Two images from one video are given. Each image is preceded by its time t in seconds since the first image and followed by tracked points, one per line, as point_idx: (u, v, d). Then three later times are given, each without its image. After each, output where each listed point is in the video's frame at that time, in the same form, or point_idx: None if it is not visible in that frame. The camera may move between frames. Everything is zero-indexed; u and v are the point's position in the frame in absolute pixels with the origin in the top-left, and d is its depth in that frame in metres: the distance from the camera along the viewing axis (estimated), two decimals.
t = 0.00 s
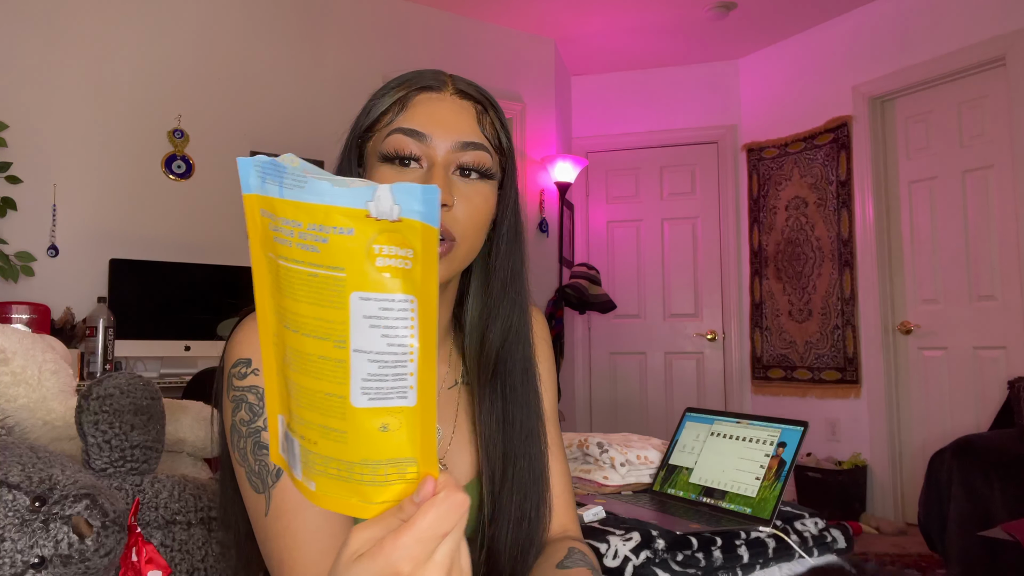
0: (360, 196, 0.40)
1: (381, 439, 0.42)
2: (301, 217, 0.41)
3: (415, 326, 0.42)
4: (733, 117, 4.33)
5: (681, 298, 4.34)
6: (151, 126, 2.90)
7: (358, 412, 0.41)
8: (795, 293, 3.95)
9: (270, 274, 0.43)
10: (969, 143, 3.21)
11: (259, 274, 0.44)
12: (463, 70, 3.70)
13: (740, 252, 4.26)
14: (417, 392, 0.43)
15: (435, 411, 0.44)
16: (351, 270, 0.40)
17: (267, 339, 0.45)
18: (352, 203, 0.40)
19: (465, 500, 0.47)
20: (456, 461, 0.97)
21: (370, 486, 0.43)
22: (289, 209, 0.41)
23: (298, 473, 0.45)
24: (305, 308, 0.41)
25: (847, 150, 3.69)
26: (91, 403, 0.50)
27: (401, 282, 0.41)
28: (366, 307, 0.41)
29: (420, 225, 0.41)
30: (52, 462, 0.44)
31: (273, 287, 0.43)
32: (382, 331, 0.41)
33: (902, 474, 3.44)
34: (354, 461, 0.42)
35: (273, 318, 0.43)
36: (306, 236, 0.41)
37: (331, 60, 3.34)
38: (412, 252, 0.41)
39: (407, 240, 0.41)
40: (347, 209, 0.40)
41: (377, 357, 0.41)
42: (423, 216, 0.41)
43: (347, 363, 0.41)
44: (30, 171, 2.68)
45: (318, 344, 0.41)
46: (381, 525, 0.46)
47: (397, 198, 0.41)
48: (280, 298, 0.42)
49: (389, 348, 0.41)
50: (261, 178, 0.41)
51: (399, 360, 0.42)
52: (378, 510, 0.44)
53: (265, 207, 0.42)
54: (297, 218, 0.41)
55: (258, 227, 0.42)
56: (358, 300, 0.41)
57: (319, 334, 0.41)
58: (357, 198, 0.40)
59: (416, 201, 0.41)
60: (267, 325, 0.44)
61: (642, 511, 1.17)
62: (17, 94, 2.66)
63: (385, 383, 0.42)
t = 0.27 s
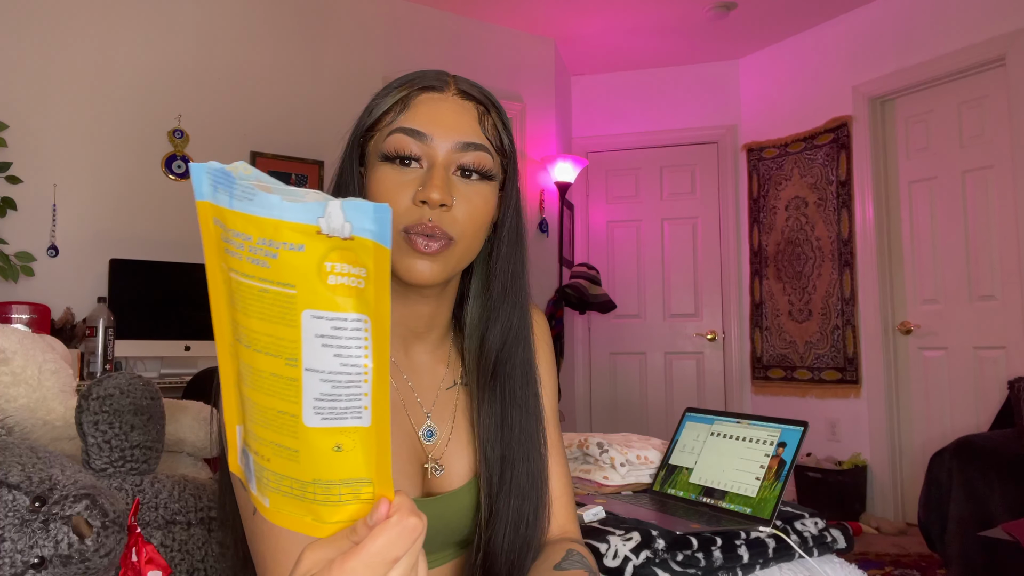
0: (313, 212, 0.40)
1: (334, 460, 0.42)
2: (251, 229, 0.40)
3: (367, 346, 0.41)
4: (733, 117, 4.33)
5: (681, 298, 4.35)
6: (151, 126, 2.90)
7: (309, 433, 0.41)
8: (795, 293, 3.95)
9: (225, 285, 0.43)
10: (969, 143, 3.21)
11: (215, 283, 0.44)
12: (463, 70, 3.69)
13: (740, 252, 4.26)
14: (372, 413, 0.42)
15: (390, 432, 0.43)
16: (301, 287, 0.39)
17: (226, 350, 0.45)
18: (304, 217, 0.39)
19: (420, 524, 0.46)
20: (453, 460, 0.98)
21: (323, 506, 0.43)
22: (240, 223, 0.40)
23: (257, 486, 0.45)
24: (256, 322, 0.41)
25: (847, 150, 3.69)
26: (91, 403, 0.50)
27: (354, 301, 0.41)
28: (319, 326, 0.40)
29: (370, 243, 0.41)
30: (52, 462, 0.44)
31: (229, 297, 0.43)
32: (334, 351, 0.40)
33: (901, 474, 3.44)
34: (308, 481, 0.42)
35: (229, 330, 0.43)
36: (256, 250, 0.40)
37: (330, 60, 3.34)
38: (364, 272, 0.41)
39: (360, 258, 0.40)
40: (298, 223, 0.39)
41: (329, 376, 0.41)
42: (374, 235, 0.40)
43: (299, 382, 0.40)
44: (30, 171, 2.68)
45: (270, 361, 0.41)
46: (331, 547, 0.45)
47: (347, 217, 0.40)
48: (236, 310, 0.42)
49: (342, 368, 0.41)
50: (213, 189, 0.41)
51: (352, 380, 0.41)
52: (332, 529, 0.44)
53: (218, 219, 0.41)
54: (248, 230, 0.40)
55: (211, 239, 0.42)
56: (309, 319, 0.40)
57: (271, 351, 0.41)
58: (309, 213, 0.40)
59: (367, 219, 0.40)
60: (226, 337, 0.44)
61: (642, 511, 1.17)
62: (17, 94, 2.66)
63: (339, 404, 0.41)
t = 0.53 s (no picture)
0: (280, 221, 0.41)
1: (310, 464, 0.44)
2: (219, 238, 0.41)
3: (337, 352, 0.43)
4: (733, 117, 4.33)
5: (681, 298, 4.35)
6: (151, 126, 2.90)
7: (285, 439, 0.43)
8: (795, 293, 3.95)
9: (198, 293, 0.44)
10: (968, 143, 3.21)
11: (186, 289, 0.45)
12: (462, 70, 3.70)
13: (739, 252, 4.26)
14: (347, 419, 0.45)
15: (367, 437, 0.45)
16: (272, 297, 0.42)
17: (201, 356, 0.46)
18: (272, 227, 0.41)
19: (398, 528, 0.48)
20: (450, 461, 0.98)
21: (302, 511, 0.46)
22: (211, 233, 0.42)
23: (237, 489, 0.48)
24: (229, 331, 0.42)
25: (847, 150, 3.69)
26: (91, 403, 0.50)
27: (325, 311, 0.43)
28: (290, 335, 0.42)
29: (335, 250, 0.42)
30: (52, 462, 0.44)
31: (203, 308, 0.44)
32: (307, 359, 0.43)
33: (902, 474, 3.43)
34: (287, 486, 0.45)
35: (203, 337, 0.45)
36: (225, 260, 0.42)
37: (330, 60, 3.34)
38: (334, 281, 0.42)
39: (329, 266, 0.42)
40: (266, 233, 0.41)
41: (303, 385, 0.43)
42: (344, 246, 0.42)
43: (273, 390, 0.43)
44: (30, 171, 2.68)
45: (243, 369, 0.43)
46: (309, 552, 0.47)
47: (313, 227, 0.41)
48: (209, 319, 0.44)
49: (316, 376, 0.43)
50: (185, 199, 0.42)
51: (327, 388, 0.44)
52: (309, 533, 0.47)
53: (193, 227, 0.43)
54: (216, 239, 0.41)
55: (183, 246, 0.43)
56: (281, 328, 0.42)
57: (245, 359, 0.43)
58: (276, 223, 0.41)
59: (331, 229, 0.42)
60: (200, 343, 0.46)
61: (642, 511, 1.17)
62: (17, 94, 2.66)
63: (313, 411, 0.43)
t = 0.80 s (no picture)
0: (251, 224, 0.40)
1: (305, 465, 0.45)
2: (194, 244, 0.41)
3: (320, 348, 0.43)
4: (733, 117, 4.33)
5: (681, 298, 4.35)
6: (151, 126, 2.89)
7: (277, 442, 0.44)
8: (795, 292, 3.95)
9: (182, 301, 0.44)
10: (968, 143, 3.21)
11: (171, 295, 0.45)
12: (462, 70, 3.70)
13: (739, 253, 4.26)
14: (338, 420, 0.45)
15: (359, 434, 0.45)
16: (252, 301, 0.41)
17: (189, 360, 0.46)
18: (243, 231, 0.40)
19: (395, 530, 0.47)
20: (447, 461, 0.97)
21: (302, 511, 0.47)
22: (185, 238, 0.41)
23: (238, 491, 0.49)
24: (214, 337, 0.42)
25: (847, 150, 3.69)
26: (91, 403, 0.50)
27: (307, 312, 0.43)
28: (273, 337, 0.42)
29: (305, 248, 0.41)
30: (51, 462, 0.44)
31: (190, 312, 0.44)
32: (293, 362, 0.43)
33: (902, 474, 3.43)
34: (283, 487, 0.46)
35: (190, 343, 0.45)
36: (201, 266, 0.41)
37: (330, 60, 3.34)
38: (310, 281, 0.42)
39: (306, 267, 0.42)
40: (239, 237, 0.40)
41: (290, 387, 0.43)
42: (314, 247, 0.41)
43: (262, 393, 0.43)
44: (30, 171, 2.68)
45: (231, 374, 0.43)
46: (309, 552, 0.48)
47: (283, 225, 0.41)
48: (196, 327, 0.44)
49: (302, 378, 0.43)
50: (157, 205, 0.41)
51: (314, 389, 0.44)
52: (311, 532, 0.48)
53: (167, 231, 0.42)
54: (192, 246, 0.41)
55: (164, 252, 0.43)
56: (263, 332, 0.42)
57: (231, 364, 0.43)
58: (248, 225, 0.40)
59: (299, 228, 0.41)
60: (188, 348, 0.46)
61: (642, 511, 1.17)
62: (17, 94, 2.66)
63: (303, 413, 0.44)
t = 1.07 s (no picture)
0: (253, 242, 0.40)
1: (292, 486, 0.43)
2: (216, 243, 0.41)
3: (147, 413, 0.28)
4: (733, 117, 4.33)
5: (681, 298, 4.35)
6: (151, 126, 2.89)
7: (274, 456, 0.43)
8: (795, 292, 3.95)
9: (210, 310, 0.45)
10: (968, 143, 3.21)
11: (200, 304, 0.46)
12: (463, 70, 3.70)
13: (739, 253, 4.26)
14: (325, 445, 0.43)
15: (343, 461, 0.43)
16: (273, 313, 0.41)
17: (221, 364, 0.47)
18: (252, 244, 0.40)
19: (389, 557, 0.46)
20: (446, 461, 0.98)
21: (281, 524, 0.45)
22: (220, 184, 0.34)
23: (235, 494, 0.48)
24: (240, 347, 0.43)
25: (847, 150, 3.69)
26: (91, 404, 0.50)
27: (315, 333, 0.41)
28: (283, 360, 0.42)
29: (66, 267, 0.26)
30: (53, 462, 0.44)
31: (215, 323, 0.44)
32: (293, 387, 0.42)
33: (901, 474, 3.43)
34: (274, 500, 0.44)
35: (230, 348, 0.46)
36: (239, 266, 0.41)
37: (330, 60, 3.34)
38: (65, 316, 0.26)
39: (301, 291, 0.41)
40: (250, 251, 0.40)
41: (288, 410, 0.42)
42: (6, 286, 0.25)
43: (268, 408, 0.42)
44: (30, 171, 2.67)
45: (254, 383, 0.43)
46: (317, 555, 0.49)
47: (61, 228, 0.26)
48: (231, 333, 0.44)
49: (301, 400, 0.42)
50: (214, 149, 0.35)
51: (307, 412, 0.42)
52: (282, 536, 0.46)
53: (231, 177, 0.35)
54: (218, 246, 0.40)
55: (254, 189, 0.36)
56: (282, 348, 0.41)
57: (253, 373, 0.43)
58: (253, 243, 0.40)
59: (68, 233, 0.26)
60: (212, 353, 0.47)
61: (642, 511, 1.17)
62: (17, 94, 2.66)
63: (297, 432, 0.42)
